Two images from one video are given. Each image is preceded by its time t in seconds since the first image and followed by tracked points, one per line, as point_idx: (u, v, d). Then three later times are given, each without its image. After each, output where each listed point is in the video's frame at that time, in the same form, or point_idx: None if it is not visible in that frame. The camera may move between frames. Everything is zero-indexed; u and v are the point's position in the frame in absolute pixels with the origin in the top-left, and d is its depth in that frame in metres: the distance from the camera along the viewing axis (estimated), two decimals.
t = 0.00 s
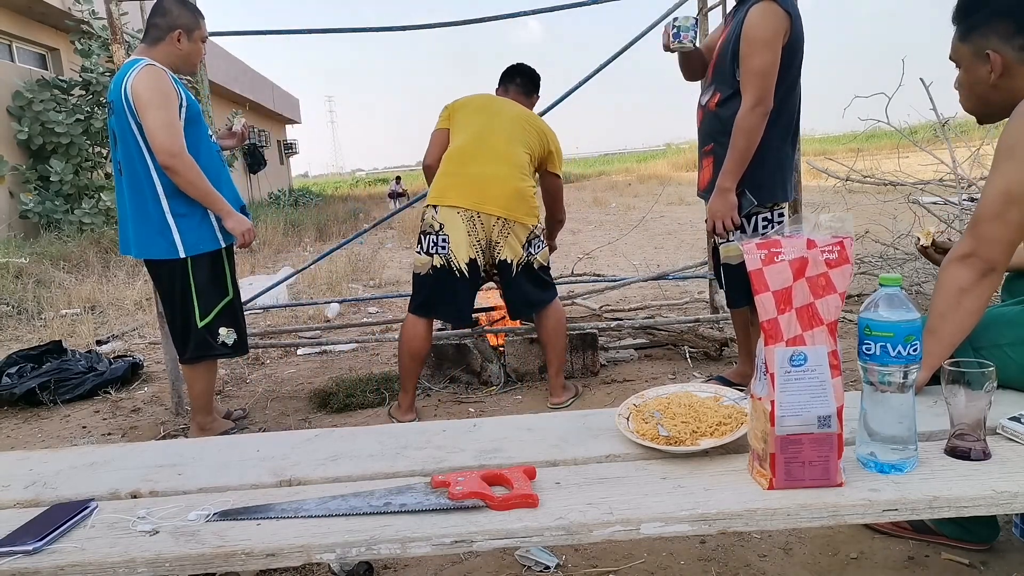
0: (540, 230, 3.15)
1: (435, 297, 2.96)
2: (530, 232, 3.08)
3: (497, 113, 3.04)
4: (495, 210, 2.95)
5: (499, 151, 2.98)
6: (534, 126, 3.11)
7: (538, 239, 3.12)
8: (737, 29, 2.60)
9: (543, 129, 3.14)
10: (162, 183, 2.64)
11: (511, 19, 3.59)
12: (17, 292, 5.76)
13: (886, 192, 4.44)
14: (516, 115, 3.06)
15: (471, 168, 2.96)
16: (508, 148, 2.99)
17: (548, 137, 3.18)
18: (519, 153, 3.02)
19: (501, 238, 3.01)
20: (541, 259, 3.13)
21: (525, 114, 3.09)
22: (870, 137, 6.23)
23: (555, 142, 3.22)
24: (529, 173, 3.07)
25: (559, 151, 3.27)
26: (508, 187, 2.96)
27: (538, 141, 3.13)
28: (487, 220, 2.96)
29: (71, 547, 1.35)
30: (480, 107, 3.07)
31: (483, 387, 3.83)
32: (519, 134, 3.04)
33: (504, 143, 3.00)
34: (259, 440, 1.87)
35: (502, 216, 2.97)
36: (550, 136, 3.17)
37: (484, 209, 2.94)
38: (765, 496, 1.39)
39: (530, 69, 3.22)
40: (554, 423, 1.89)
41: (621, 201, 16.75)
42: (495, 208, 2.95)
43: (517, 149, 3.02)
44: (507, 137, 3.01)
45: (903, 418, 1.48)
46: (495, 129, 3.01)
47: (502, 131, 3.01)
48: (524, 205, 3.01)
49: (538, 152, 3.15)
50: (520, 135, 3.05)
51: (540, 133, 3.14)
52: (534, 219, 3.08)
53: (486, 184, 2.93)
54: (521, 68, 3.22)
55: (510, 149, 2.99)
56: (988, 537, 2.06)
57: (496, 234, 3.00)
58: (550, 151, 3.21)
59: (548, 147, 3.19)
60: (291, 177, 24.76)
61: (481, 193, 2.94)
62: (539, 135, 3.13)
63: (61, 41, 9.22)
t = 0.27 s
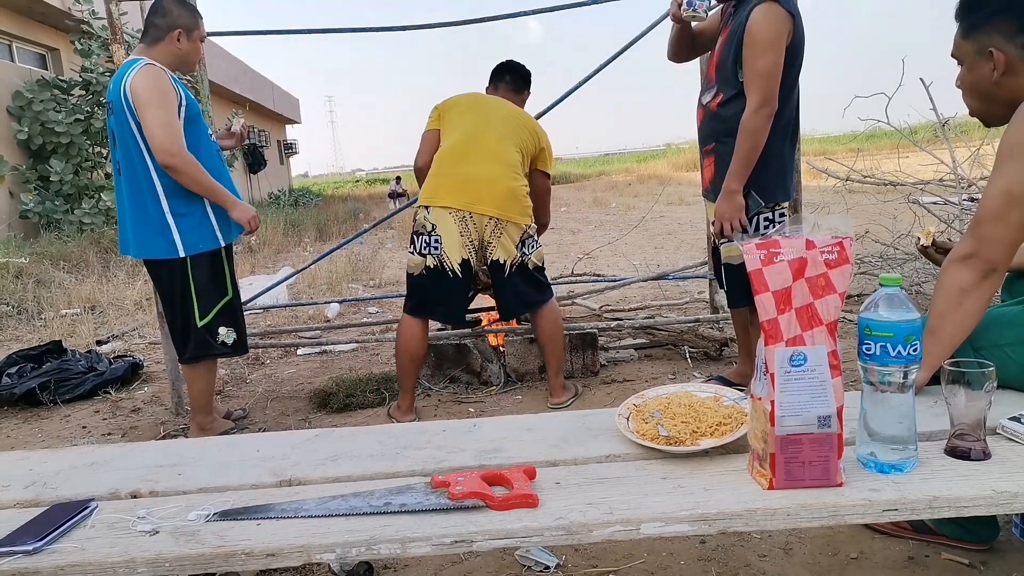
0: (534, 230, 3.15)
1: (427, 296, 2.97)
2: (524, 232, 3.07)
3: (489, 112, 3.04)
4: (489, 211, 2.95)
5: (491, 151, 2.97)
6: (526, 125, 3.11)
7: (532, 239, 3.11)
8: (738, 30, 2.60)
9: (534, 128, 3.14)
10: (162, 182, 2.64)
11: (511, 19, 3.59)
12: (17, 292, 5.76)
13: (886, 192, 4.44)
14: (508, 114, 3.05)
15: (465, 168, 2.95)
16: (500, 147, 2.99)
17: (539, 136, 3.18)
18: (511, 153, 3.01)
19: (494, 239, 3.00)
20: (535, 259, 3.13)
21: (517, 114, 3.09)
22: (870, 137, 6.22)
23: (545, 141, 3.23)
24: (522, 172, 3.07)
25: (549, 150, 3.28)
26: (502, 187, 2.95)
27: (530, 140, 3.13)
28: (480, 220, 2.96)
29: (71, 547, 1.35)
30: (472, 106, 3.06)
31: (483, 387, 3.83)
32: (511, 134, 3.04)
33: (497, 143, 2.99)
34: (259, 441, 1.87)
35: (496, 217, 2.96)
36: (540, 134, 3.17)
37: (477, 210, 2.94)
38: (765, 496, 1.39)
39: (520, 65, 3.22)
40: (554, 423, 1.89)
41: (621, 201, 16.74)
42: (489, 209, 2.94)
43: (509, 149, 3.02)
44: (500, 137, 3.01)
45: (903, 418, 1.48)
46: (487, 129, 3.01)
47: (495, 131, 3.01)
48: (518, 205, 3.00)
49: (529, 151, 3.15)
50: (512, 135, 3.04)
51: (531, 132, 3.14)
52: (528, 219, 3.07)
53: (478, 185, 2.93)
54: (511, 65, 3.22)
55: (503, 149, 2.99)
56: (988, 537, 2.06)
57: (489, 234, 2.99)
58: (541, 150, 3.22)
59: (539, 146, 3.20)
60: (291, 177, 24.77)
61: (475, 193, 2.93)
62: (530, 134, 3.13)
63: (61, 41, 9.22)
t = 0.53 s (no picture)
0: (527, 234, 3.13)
1: (415, 294, 2.98)
2: (514, 237, 3.04)
3: (478, 117, 3.03)
4: (476, 218, 2.95)
5: (479, 158, 2.97)
6: (515, 129, 3.10)
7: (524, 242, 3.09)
8: (738, 30, 2.60)
9: (522, 132, 3.14)
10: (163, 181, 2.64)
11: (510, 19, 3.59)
12: (17, 292, 5.76)
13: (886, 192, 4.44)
14: (496, 119, 3.05)
15: (453, 175, 2.95)
16: (489, 154, 2.99)
17: (527, 139, 3.18)
18: (500, 159, 3.01)
19: (484, 245, 3.01)
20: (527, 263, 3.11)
21: (506, 118, 3.09)
22: (870, 137, 6.22)
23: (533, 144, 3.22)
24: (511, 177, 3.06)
25: (538, 153, 3.28)
26: (490, 193, 2.95)
27: (517, 144, 3.13)
28: (469, 228, 2.97)
29: (71, 547, 1.35)
30: (461, 110, 3.04)
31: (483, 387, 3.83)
32: (499, 139, 3.04)
33: (485, 149, 2.99)
34: (259, 440, 1.87)
35: (484, 224, 2.97)
36: (530, 139, 3.17)
37: (465, 218, 2.94)
38: (765, 496, 1.39)
39: (512, 69, 3.22)
40: (554, 424, 1.89)
41: (621, 201, 16.74)
42: (477, 216, 2.95)
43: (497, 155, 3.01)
44: (487, 143, 3.00)
45: (904, 418, 1.48)
46: (475, 134, 3.00)
47: (482, 137, 3.00)
48: (507, 211, 3.00)
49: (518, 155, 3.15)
50: (499, 141, 3.04)
51: (520, 136, 3.14)
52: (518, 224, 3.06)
53: (465, 192, 2.93)
54: (503, 69, 3.21)
55: (490, 155, 2.99)
56: (988, 538, 2.06)
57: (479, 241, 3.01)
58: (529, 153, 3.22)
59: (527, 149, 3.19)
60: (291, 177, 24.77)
61: (463, 200, 2.93)
62: (518, 138, 3.13)
63: (61, 41, 9.22)
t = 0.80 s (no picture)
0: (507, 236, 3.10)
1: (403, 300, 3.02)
2: (492, 244, 3.03)
3: (452, 123, 2.98)
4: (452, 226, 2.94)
5: (454, 166, 2.95)
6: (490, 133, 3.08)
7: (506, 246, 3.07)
8: (737, 30, 2.60)
9: (496, 135, 3.11)
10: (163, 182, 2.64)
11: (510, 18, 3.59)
12: (16, 292, 5.75)
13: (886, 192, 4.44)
14: (472, 126, 3.01)
15: (427, 184, 2.93)
16: (465, 163, 2.96)
17: (500, 141, 3.16)
18: (476, 166, 2.99)
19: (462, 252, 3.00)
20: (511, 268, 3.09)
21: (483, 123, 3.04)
22: (870, 137, 6.22)
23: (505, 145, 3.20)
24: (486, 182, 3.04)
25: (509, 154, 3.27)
26: (467, 203, 2.93)
27: (491, 147, 3.11)
28: (446, 238, 2.96)
29: (71, 547, 1.35)
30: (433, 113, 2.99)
31: (483, 387, 3.84)
32: (475, 146, 3.01)
33: (461, 157, 2.96)
34: (259, 440, 1.87)
35: (460, 233, 2.95)
36: (503, 141, 3.16)
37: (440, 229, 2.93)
38: (765, 496, 1.39)
39: (488, 59, 3.18)
40: (554, 423, 1.89)
41: (621, 201, 16.74)
42: (452, 225, 2.93)
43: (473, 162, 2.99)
44: (461, 150, 2.98)
45: (903, 418, 1.48)
46: (451, 140, 2.97)
47: (458, 143, 2.97)
48: (483, 219, 2.98)
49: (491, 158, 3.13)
50: (474, 147, 3.01)
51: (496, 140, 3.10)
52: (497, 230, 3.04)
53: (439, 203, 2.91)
54: (477, 60, 3.18)
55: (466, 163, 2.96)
56: (988, 538, 2.06)
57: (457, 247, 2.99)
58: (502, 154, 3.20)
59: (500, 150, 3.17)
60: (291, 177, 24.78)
61: (438, 209, 2.92)
62: (492, 141, 3.10)
63: (61, 42, 9.22)
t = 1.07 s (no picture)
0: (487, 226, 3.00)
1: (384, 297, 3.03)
2: (470, 233, 2.94)
3: (424, 110, 2.92)
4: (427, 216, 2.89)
5: (423, 155, 2.88)
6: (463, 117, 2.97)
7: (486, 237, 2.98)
8: (738, 30, 2.60)
9: (472, 119, 2.99)
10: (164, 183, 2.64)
11: (510, 19, 3.59)
12: (16, 292, 5.75)
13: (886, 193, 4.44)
14: (441, 112, 2.93)
15: (401, 175, 2.89)
16: (438, 149, 2.89)
17: (478, 124, 3.03)
18: (451, 152, 2.91)
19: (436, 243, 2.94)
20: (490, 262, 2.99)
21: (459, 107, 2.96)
22: (870, 137, 6.22)
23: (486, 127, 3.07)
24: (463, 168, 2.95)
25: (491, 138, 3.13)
26: (441, 192, 2.87)
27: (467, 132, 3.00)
28: (421, 228, 2.92)
29: (71, 547, 1.35)
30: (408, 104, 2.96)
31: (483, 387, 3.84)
32: (451, 131, 2.93)
33: (430, 146, 2.89)
34: (259, 440, 1.87)
35: (436, 222, 2.90)
36: (482, 123, 3.03)
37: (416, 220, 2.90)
38: (765, 496, 1.39)
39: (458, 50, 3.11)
40: (554, 423, 1.89)
41: (621, 201, 16.74)
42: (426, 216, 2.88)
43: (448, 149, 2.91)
44: (428, 138, 2.90)
45: (903, 418, 1.48)
46: (419, 130, 2.91)
47: (426, 132, 2.90)
48: (459, 207, 2.90)
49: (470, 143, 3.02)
50: (444, 133, 2.92)
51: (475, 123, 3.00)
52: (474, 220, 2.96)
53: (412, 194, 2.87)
54: (451, 53, 3.12)
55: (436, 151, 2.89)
56: (988, 538, 2.06)
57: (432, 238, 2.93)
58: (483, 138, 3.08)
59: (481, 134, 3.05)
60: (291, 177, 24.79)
61: (412, 201, 2.88)
62: (467, 126, 2.99)
63: (61, 42, 9.22)
